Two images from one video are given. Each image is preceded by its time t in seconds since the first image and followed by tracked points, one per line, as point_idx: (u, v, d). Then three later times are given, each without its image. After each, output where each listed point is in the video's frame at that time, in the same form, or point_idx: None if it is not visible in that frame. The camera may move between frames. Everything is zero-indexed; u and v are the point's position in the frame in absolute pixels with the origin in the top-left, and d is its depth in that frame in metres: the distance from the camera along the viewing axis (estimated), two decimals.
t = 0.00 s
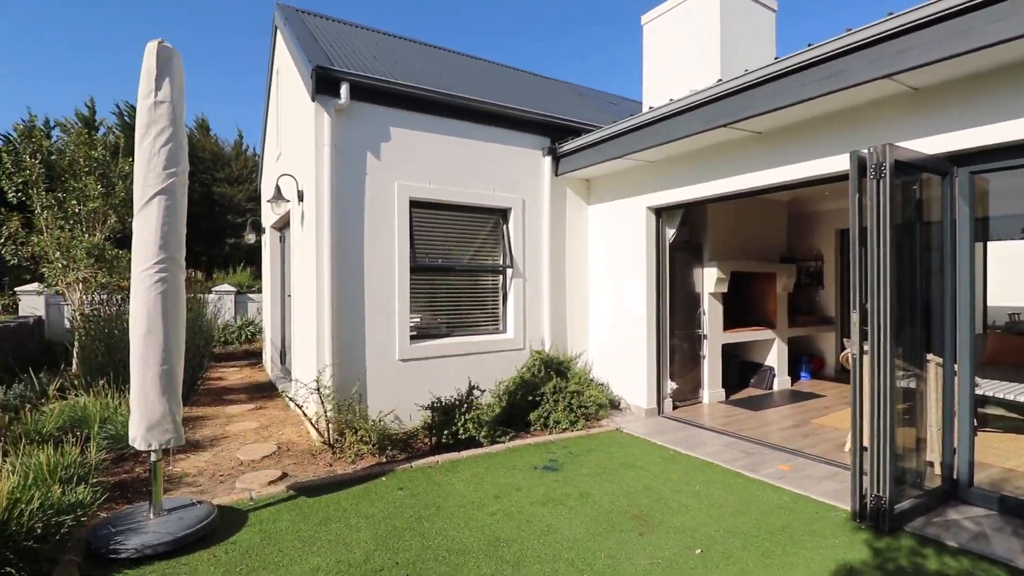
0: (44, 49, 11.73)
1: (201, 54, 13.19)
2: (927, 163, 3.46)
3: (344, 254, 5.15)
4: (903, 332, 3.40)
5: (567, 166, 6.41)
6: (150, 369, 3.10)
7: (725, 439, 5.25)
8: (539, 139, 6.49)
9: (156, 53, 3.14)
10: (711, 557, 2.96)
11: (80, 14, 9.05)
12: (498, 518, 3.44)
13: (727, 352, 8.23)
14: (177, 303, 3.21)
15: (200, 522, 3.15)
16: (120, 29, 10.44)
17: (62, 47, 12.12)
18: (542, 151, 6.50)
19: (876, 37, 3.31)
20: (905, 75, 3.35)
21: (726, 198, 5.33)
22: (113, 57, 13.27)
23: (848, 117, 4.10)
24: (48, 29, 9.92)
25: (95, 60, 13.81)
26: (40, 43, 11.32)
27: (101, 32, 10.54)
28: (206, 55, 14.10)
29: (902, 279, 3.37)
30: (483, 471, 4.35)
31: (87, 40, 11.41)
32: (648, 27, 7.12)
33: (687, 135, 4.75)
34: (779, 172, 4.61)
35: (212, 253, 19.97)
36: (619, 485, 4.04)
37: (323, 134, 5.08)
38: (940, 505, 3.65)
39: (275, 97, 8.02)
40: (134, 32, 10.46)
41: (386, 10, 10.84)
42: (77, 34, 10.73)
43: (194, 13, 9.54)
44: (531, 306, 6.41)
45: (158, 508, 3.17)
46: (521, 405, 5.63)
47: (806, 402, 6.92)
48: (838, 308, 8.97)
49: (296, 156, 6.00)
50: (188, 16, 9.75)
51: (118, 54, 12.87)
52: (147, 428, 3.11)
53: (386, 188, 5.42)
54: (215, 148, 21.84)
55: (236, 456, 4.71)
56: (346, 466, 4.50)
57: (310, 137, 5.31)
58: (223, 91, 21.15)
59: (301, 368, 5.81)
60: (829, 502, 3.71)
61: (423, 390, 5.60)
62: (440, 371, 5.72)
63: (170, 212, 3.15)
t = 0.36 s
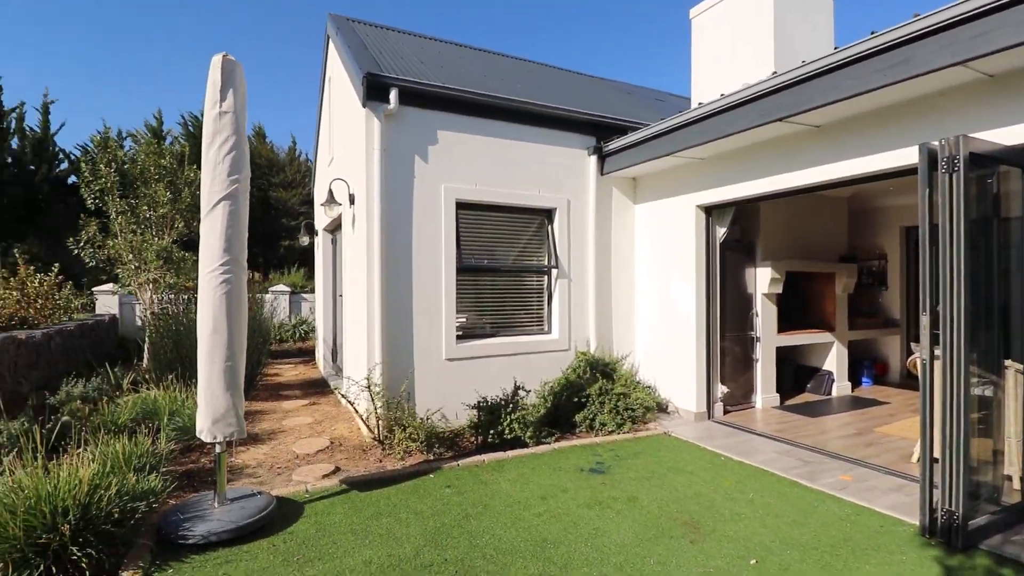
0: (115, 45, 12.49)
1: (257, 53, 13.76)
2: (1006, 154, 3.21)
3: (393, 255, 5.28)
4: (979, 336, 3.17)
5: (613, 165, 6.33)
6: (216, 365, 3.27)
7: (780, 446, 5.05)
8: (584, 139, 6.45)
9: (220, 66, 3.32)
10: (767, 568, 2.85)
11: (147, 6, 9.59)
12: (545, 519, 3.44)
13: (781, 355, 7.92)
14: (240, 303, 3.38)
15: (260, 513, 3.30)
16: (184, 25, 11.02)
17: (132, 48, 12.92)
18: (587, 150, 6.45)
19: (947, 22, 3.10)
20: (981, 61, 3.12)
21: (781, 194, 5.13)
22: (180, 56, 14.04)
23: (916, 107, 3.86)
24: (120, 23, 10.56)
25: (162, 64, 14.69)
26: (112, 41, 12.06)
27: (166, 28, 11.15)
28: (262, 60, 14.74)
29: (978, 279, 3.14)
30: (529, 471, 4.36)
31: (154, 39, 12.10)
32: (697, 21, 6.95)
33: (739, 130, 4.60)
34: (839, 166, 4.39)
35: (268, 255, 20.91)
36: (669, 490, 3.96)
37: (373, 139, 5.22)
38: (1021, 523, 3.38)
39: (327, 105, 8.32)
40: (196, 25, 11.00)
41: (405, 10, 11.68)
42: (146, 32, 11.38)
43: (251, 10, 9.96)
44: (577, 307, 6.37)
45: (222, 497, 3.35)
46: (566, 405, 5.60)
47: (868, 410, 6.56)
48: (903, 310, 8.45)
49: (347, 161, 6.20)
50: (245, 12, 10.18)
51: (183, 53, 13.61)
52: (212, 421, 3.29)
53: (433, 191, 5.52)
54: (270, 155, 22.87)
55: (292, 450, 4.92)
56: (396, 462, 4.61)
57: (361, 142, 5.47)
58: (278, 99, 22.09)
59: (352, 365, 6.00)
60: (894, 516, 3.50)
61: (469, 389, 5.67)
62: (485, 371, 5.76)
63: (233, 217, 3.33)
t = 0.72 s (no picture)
0: (181, 55, 13.26)
1: (311, 59, 14.30)
2: None
3: (439, 256, 5.37)
4: None
5: (661, 164, 6.20)
6: (275, 363, 3.42)
7: (839, 456, 4.81)
8: (631, 137, 6.35)
9: (278, 77, 3.47)
10: None
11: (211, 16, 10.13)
12: (592, 524, 3.41)
13: (840, 360, 7.53)
14: (296, 304, 3.51)
15: (315, 506, 3.42)
16: (244, 34, 11.59)
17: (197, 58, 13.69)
18: (634, 149, 6.34)
19: None
20: None
21: (842, 191, 4.87)
22: (240, 65, 14.78)
23: (993, 95, 3.57)
24: (187, 33, 11.21)
25: (223, 74, 15.51)
26: (179, 52, 12.82)
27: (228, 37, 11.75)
28: (315, 67, 15.31)
29: None
30: (575, 474, 4.33)
31: (217, 48, 12.77)
32: (749, 13, 6.73)
33: (795, 125, 4.41)
34: (906, 160, 4.13)
35: (320, 257, 21.69)
36: (720, 499, 3.84)
37: (421, 143, 5.32)
38: None
39: (376, 110, 8.55)
40: (255, 32, 11.54)
41: (449, 14, 11.87)
42: (210, 41, 12.04)
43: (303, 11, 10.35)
44: (623, 308, 6.28)
45: (279, 489, 3.50)
46: (612, 408, 5.53)
47: (939, 419, 6.14)
48: (978, 313, 7.88)
49: (396, 165, 6.35)
50: (300, 14, 10.62)
51: (243, 62, 14.33)
52: (271, 417, 3.44)
53: (479, 193, 5.58)
54: (322, 160, 23.73)
55: (344, 446, 5.08)
56: (442, 461, 4.69)
57: (409, 146, 5.59)
58: (330, 106, 22.87)
59: (400, 365, 6.14)
60: (969, 534, 3.27)
61: (514, 390, 5.69)
62: (530, 372, 5.77)
63: (290, 221, 3.47)
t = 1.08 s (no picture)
0: (238, 66, 13.92)
1: (358, 64, 14.70)
2: None
3: (483, 258, 5.41)
4: None
5: (708, 161, 6.03)
6: (326, 362, 3.54)
7: (903, 467, 4.55)
8: (677, 135, 6.20)
9: (329, 86, 3.59)
10: None
11: (268, 27, 10.60)
12: (637, 530, 3.35)
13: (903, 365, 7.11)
14: (346, 305, 3.62)
15: (363, 502, 3.51)
16: (296, 42, 12.05)
17: (252, 68, 14.32)
18: (680, 146, 6.20)
19: None
20: None
21: (905, 186, 4.60)
22: (291, 73, 15.37)
23: None
24: (243, 44, 11.76)
25: (276, 83, 16.17)
26: (236, 63, 13.45)
27: (282, 46, 12.25)
28: (361, 73, 15.73)
29: None
30: (620, 478, 4.27)
31: (270, 58, 13.32)
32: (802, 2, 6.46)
33: (853, 118, 4.20)
34: (977, 153, 3.85)
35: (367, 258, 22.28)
36: (772, 509, 3.70)
37: (464, 145, 5.39)
38: None
39: (421, 114, 8.70)
40: (307, 40, 11.98)
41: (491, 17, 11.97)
42: (264, 51, 12.58)
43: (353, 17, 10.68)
44: (669, 309, 6.15)
45: (330, 484, 3.61)
46: (658, 412, 5.42)
47: (1016, 430, 5.70)
48: None
49: (440, 167, 6.44)
50: (349, 22, 10.95)
51: (294, 70, 14.88)
52: (323, 414, 3.56)
53: (522, 194, 5.59)
54: (368, 164, 24.38)
55: (390, 443, 5.20)
56: (486, 461, 4.72)
57: (453, 149, 5.67)
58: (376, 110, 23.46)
59: (444, 364, 6.22)
60: None
61: (558, 392, 5.66)
62: (574, 374, 5.73)
63: (340, 225, 3.57)
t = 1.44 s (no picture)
0: (287, 73, 14.44)
1: (401, 69, 15.00)
2: None
3: (523, 258, 5.42)
4: None
5: (756, 157, 5.83)
6: (371, 362, 3.62)
7: (970, 480, 4.26)
8: (723, 131, 6.03)
9: (375, 91, 3.68)
10: None
11: (313, 30, 11.00)
12: (683, 537, 3.27)
13: (970, 371, 6.67)
14: (391, 306, 3.69)
15: (407, 499, 3.57)
16: (341, 45, 12.41)
17: (300, 75, 14.85)
18: (727, 142, 6.02)
19: None
20: None
21: (972, 181, 4.31)
22: (337, 78, 15.85)
23: None
24: (292, 49, 12.20)
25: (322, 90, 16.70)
26: (284, 69, 13.97)
27: (327, 50, 12.64)
28: (404, 77, 16.04)
29: None
30: (664, 483, 4.19)
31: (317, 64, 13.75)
32: None
33: (912, 110, 3.98)
34: None
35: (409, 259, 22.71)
36: (826, 519, 3.54)
37: (505, 146, 5.41)
38: None
39: (462, 117, 8.79)
40: (351, 42, 12.32)
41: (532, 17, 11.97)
42: (311, 56, 13.03)
43: (393, 17, 10.93)
44: (714, 311, 5.98)
45: (376, 481, 3.69)
46: (703, 416, 5.29)
47: None
48: None
49: (481, 169, 6.49)
50: (390, 23, 11.21)
51: (339, 76, 15.33)
52: (369, 412, 3.64)
53: (563, 194, 5.56)
54: (410, 166, 24.87)
55: (432, 441, 5.27)
56: (527, 462, 4.73)
57: (494, 150, 5.71)
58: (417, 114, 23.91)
59: (485, 364, 6.27)
60: None
61: (599, 394, 5.60)
62: (616, 376, 5.66)
63: (386, 228, 3.65)
